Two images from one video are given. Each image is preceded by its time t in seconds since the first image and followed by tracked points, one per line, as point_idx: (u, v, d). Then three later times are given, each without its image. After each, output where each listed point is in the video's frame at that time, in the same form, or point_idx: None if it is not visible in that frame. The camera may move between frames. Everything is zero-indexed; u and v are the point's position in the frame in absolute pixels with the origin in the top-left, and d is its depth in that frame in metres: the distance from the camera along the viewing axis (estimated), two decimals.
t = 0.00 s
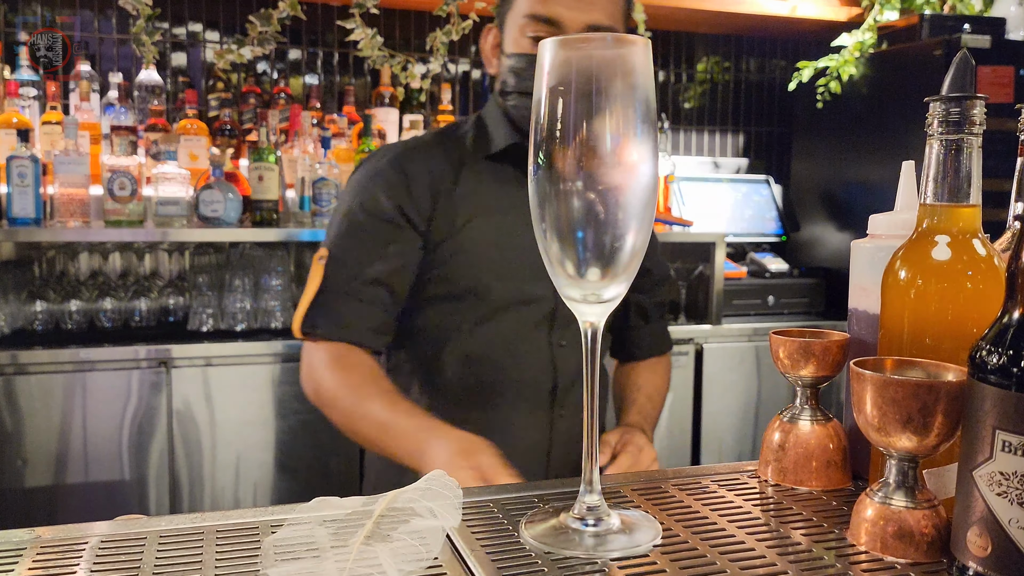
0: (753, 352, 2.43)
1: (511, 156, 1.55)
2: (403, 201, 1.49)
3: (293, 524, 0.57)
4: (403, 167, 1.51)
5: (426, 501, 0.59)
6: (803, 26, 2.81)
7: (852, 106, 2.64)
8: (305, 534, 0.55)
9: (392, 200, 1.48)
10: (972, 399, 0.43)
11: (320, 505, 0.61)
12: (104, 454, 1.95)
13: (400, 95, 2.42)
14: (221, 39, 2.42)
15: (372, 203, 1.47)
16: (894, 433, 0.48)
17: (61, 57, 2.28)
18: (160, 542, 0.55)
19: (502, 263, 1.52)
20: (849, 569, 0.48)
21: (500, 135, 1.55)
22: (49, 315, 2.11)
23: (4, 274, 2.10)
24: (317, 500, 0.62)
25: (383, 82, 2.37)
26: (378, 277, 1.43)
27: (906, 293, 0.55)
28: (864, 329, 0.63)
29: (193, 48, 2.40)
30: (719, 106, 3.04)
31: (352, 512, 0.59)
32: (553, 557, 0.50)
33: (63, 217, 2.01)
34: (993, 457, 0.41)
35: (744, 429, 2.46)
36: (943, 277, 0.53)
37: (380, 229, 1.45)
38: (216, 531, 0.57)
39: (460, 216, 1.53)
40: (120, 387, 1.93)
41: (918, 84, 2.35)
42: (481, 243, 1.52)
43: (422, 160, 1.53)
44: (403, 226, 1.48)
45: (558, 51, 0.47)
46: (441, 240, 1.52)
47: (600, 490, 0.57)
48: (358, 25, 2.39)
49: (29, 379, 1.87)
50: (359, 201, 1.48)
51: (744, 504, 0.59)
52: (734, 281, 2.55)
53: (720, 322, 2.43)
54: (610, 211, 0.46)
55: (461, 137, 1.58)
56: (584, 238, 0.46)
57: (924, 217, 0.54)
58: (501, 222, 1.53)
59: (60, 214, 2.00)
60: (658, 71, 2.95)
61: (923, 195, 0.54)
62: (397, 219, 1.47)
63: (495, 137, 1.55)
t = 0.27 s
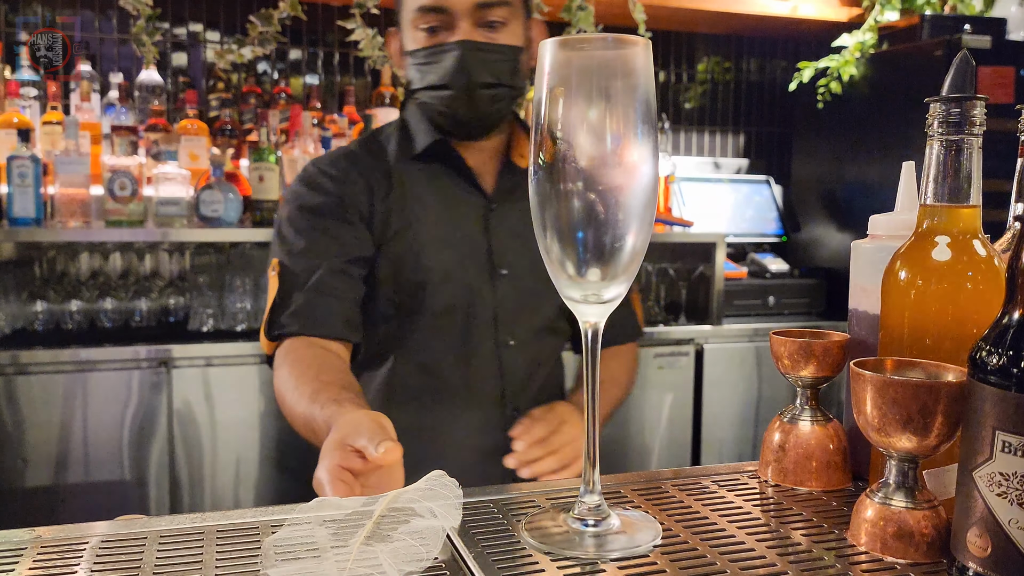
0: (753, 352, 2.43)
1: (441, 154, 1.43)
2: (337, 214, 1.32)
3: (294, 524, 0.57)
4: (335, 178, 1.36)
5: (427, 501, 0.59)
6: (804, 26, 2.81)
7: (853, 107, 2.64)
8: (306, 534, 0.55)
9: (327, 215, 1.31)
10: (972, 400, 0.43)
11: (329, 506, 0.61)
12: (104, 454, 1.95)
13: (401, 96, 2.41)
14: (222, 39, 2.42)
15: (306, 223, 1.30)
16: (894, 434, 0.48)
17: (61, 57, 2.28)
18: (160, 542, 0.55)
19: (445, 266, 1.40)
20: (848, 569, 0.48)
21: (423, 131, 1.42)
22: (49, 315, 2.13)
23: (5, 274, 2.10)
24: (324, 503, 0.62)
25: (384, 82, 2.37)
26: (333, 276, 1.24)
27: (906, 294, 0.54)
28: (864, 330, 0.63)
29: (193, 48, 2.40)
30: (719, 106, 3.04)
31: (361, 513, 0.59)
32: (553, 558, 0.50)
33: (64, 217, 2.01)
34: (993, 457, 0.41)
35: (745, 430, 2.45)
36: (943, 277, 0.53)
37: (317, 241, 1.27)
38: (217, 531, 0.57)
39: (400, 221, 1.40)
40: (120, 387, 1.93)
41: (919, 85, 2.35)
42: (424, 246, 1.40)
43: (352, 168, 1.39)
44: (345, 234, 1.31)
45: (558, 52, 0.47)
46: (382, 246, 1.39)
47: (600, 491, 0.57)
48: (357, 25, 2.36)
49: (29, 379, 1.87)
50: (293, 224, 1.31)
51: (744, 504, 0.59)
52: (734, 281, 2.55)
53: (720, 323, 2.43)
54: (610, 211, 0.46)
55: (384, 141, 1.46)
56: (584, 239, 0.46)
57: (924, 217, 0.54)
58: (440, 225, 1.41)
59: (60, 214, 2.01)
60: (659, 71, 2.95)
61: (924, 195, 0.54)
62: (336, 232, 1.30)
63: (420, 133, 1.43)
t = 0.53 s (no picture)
0: (753, 352, 2.43)
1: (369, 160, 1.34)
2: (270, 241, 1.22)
3: (295, 523, 0.57)
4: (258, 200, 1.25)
5: (427, 500, 0.59)
6: (804, 26, 2.81)
7: (852, 107, 2.64)
8: (307, 534, 0.55)
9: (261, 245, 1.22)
10: (973, 400, 0.43)
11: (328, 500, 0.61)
12: (104, 453, 1.95)
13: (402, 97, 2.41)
14: (222, 40, 2.42)
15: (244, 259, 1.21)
16: (894, 434, 0.48)
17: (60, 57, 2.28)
18: (160, 541, 0.55)
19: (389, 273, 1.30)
20: (849, 569, 0.48)
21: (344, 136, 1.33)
22: (50, 314, 2.14)
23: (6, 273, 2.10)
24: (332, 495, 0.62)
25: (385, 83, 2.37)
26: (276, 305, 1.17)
27: (906, 294, 0.55)
28: (864, 330, 0.63)
29: (193, 48, 2.41)
30: (720, 106, 3.04)
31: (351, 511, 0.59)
32: (553, 557, 0.50)
33: (64, 217, 2.01)
34: (993, 457, 0.42)
35: (745, 430, 2.45)
36: (943, 277, 0.53)
37: (258, 272, 1.19)
38: (217, 530, 0.57)
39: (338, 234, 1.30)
40: (121, 386, 1.93)
41: (919, 85, 2.35)
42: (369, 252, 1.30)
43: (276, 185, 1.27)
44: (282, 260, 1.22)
45: (558, 52, 0.47)
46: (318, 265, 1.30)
47: (601, 491, 0.57)
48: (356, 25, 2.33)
49: (29, 379, 1.87)
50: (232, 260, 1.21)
51: (744, 504, 0.59)
52: (735, 281, 2.56)
53: (720, 323, 2.43)
54: (611, 211, 0.46)
55: (304, 150, 1.35)
56: (585, 239, 0.46)
57: (924, 217, 0.54)
58: (388, 231, 1.32)
59: (61, 214, 2.01)
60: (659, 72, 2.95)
61: (924, 195, 0.54)
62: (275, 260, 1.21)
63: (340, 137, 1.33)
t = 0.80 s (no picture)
0: (752, 351, 2.44)
1: (325, 167, 1.19)
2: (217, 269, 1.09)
3: (298, 521, 0.58)
4: (205, 222, 1.12)
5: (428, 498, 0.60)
6: (803, 28, 2.82)
7: (850, 108, 2.65)
8: (310, 531, 0.56)
9: (207, 273, 1.08)
10: (971, 400, 0.44)
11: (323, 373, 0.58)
12: (106, 453, 1.95)
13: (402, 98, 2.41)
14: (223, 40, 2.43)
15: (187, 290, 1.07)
16: (892, 432, 0.49)
17: (61, 57, 2.29)
18: (164, 539, 0.55)
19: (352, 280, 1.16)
20: (847, 566, 0.49)
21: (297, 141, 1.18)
22: (53, 314, 2.15)
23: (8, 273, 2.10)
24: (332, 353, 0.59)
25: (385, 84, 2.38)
26: (225, 339, 1.05)
27: (905, 293, 0.55)
28: (862, 328, 0.64)
29: (195, 48, 2.41)
30: (719, 107, 3.05)
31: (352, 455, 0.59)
32: (554, 554, 0.50)
33: (67, 217, 2.01)
34: (991, 456, 0.42)
35: (744, 428, 2.46)
36: (941, 277, 0.54)
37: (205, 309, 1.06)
38: (221, 529, 0.57)
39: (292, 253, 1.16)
40: (122, 386, 1.93)
41: (917, 85, 2.35)
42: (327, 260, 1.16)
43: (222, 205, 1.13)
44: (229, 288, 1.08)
45: (558, 53, 0.47)
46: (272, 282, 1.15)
47: (600, 488, 0.58)
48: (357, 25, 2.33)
49: (32, 378, 1.88)
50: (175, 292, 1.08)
51: (743, 502, 0.60)
52: (734, 281, 2.57)
53: (719, 322, 2.44)
54: (611, 211, 0.46)
55: (257, 159, 1.20)
56: (585, 238, 0.47)
57: (922, 217, 0.55)
58: (354, 237, 1.18)
59: (64, 214, 2.01)
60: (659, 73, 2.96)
61: (923, 196, 0.55)
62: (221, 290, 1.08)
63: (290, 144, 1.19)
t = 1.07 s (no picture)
0: (752, 351, 2.44)
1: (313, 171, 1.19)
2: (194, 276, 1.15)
3: (299, 520, 0.58)
4: (186, 229, 1.17)
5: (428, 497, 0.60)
6: (803, 28, 2.83)
7: (850, 108, 2.65)
8: (311, 531, 0.56)
9: (185, 280, 1.15)
10: (972, 400, 0.44)
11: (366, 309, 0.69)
12: (107, 452, 1.96)
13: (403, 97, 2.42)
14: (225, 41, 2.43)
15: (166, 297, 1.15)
16: (891, 431, 0.49)
17: (61, 57, 2.29)
18: (165, 539, 0.55)
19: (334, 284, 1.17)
20: (847, 565, 0.49)
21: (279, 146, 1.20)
22: (55, 313, 2.15)
23: (11, 273, 2.11)
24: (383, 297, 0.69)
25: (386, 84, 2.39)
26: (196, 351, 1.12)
27: (904, 293, 0.56)
28: (862, 329, 0.64)
29: (197, 49, 2.42)
30: (719, 108, 3.05)
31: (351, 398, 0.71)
32: (554, 553, 0.50)
33: (69, 217, 2.01)
34: (991, 455, 0.42)
35: (744, 428, 2.46)
36: (941, 276, 0.54)
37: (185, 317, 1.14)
38: (222, 528, 0.57)
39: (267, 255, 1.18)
40: (124, 386, 1.93)
41: (916, 86, 2.36)
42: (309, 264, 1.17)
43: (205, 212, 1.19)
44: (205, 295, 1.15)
45: (559, 53, 0.47)
46: (252, 285, 1.18)
47: (600, 488, 0.58)
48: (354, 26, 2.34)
49: (33, 378, 1.88)
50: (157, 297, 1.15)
51: (743, 501, 0.60)
52: (734, 281, 2.57)
53: (719, 322, 2.44)
54: (611, 211, 0.46)
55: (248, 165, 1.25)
56: (586, 238, 0.47)
57: (923, 217, 0.55)
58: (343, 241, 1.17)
59: (65, 214, 2.01)
60: (659, 73, 2.96)
61: (923, 195, 0.55)
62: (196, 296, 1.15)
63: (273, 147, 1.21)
